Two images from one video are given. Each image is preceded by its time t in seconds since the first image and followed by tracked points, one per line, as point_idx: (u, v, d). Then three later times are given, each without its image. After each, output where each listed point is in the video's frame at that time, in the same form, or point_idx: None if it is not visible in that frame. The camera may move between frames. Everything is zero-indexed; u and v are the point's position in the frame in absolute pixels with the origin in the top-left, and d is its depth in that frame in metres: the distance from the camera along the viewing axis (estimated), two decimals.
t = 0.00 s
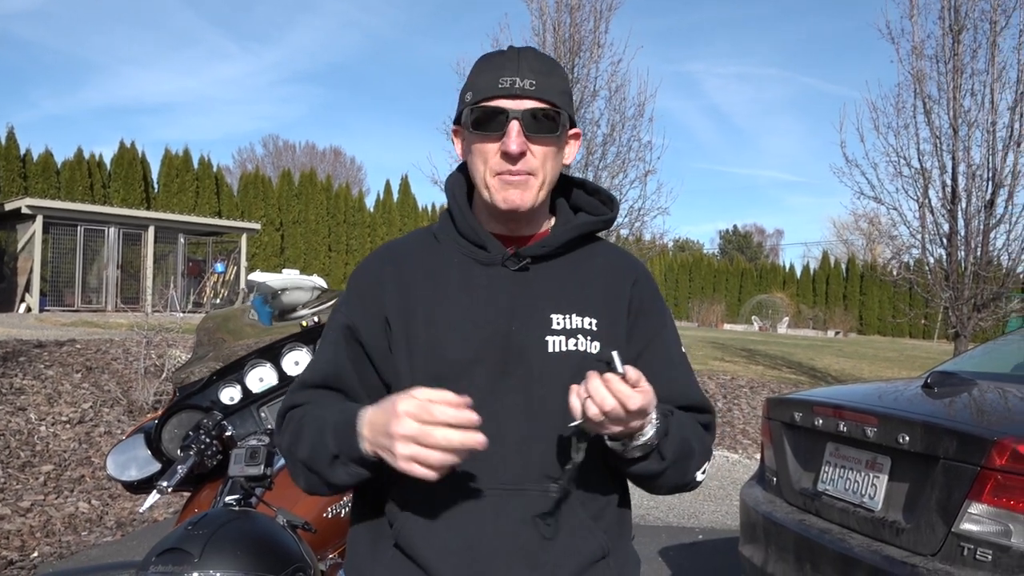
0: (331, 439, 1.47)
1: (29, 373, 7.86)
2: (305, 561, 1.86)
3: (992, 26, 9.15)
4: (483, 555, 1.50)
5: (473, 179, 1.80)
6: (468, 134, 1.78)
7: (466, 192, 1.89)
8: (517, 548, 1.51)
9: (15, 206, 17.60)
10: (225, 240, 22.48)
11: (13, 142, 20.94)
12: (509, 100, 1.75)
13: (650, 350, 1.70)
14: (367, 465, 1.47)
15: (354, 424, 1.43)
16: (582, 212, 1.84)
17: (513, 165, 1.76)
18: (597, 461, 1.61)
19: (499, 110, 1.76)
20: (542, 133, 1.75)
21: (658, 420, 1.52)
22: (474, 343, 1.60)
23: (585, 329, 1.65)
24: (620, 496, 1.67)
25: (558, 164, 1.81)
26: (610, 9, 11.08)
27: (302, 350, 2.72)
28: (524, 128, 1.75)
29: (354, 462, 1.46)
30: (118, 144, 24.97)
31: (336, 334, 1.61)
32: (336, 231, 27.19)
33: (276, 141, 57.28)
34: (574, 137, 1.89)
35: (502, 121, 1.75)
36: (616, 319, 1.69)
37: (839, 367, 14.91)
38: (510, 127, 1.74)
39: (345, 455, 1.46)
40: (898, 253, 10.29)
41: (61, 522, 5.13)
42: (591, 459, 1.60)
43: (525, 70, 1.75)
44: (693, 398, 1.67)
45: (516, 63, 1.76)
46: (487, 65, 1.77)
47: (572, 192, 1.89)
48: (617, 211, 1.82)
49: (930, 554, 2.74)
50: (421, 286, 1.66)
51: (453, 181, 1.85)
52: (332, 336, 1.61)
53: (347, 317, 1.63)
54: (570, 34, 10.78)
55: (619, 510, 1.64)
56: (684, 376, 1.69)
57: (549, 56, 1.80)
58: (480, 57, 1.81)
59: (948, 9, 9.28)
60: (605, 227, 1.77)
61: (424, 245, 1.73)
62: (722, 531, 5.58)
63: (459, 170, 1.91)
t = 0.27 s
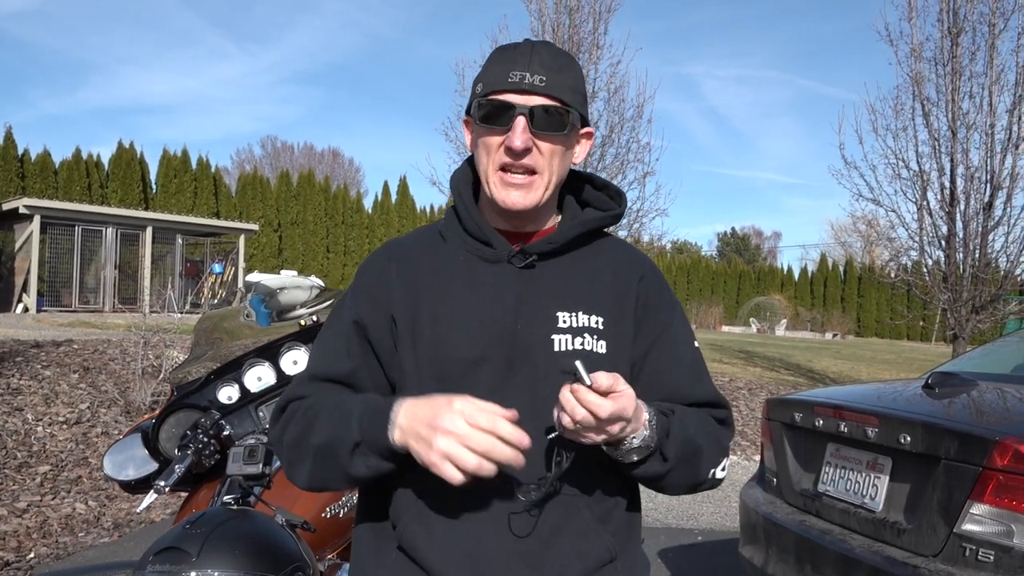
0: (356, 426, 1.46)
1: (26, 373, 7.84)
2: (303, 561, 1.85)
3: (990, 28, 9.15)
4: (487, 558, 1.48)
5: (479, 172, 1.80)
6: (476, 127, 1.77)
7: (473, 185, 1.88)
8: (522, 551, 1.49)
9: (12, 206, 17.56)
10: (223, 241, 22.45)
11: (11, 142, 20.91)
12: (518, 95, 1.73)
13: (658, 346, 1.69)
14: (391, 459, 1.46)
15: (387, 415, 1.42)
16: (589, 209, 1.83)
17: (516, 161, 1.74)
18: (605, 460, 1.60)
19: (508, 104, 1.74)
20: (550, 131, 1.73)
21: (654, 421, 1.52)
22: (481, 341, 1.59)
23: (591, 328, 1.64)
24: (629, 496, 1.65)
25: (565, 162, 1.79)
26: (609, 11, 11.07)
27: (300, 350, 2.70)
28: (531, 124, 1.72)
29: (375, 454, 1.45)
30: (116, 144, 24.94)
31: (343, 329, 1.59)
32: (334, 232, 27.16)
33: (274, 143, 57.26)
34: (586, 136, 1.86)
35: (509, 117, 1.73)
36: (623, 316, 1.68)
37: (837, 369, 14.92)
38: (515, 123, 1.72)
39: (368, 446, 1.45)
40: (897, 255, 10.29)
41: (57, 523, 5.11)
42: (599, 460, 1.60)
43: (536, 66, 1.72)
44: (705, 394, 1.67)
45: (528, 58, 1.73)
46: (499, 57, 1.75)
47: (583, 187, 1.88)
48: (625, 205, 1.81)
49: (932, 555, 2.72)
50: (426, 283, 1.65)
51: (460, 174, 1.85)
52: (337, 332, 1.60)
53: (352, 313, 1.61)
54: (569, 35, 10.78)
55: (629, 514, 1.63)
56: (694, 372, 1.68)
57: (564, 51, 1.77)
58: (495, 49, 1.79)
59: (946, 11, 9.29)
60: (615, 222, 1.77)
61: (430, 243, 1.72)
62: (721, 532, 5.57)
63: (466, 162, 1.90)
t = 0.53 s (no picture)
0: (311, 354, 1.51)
1: (22, 376, 7.81)
2: (303, 564, 1.84)
3: (987, 35, 9.18)
4: (495, 562, 1.48)
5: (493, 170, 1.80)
6: (494, 125, 1.79)
7: (488, 184, 1.88)
8: (530, 555, 1.49)
9: (9, 208, 17.53)
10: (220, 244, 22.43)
11: (8, 144, 20.88)
12: (536, 96, 1.73)
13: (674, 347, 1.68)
14: (352, 382, 1.47)
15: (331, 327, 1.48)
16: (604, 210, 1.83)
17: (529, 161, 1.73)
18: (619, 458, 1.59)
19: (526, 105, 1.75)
20: (566, 133, 1.72)
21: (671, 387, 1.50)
22: (492, 341, 1.58)
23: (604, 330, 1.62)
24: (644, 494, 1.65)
25: (579, 166, 1.78)
26: (607, 16, 11.09)
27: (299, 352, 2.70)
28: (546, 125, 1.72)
29: (330, 376, 1.47)
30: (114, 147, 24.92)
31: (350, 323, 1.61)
32: (331, 235, 27.14)
33: (272, 146, 57.26)
34: (605, 142, 1.86)
35: (526, 117, 1.73)
36: (636, 320, 1.67)
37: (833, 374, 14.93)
38: (531, 123, 1.72)
39: (322, 369, 1.47)
40: (894, 261, 10.31)
41: (53, 526, 5.09)
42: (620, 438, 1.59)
43: (557, 67, 1.73)
44: (726, 389, 1.66)
45: (549, 59, 1.74)
46: (520, 59, 1.77)
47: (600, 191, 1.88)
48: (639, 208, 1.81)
49: (931, 559, 2.72)
50: (435, 280, 1.66)
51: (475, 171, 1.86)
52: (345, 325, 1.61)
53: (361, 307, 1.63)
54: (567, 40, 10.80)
55: (643, 500, 1.63)
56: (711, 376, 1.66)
57: (586, 54, 1.77)
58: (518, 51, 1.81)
59: (944, 18, 9.32)
60: (627, 223, 1.76)
61: (442, 241, 1.74)
62: (719, 537, 5.56)
63: (484, 161, 1.91)
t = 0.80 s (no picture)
0: (349, 365, 1.49)
1: (13, 378, 7.77)
2: (301, 565, 1.83)
3: (980, 40, 9.23)
4: (498, 563, 1.48)
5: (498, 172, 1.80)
6: (499, 127, 1.79)
7: (492, 186, 1.88)
8: (535, 558, 1.49)
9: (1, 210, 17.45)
10: (213, 246, 22.37)
11: None
12: (542, 98, 1.74)
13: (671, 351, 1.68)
14: (393, 396, 1.47)
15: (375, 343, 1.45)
16: (606, 213, 1.83)
17: (535, 161, 1.74)
18: (622, 460, 1.59)
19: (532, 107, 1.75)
20: (571, 134, 1.73)
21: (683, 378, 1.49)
22: (495, 342, 1.60)
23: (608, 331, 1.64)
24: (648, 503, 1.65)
25: (583, 169, 1.78)
26: (602, 19, 11.12)
27: (293, 354, 2.76)
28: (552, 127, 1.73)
29: (374, 390, 1.45)
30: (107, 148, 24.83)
31: (358, 323, 1.63)
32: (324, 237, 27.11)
33: (266, 148, 57.18)
34: (608, 146, 1.87)
35: (532, 118, 1.73)
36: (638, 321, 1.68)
37: (826, 378, 14.97)
38: (537, 123, 1.72)
39: (364, 381, 1.45)
40: (886, 264, 10.35)
41: (45, 528, 5.07)
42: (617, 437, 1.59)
43: (563, 69, 1.73)
44: (722, 392, 1.65)
45: (556, 61, 1.74)
46: (528, 60, 1.77)
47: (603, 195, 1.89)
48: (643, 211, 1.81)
49: (926, 563, 2.73)
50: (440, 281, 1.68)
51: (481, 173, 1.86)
52: (353, 326, 1.63)
53: (368, 308, 1.65)
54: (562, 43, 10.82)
55: (647, 510, 1.64)
56: (711, 380, 1.64)
57: (592, 56, 1.77)
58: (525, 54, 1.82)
59: (936, 23, 9.36)
60: (631, 226, 1.76)
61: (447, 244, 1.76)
62: (713, 540, 5.56)
63: (488, 164, 1.91)
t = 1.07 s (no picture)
0: (387, 428, 1.49)
1: (9, 383, 7.75)
2: (303, 569, 1.85)
3: (974, 47, 9.29)
4: (498, 566, 1.49)
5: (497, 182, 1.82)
6: (495, 136, 1.79)
7: (490, 193, 1.90)
8: (536, 561, 1.50)
9: None
10: (208, 251, 22.35)
11: None
12: (537, 105, 1.74)
13: (665, 356, 1.70)
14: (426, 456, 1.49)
15: (417, 412, 1.45)
16: (605, 218, 1.85)
17: (534, 171, 1.75)
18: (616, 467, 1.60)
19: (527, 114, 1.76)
20: (569, 141, 1.74)
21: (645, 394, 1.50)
22: (495, 350, 1.62)
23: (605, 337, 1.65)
24: (644, 514, 1.66)
25: (582, 173, 1.80)
26: (598, 25, 11.15)
27: (293, 359, 2.75)
28: (549, 134, 1.74)
29: (409, 452, 1.48)
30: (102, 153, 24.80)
31: (363, 335, 1.64)
32: (320, 242, 27.09)
33: (262, 153, 57.15)
34: (603, 147, 1.87)
35: (528, 126, 1.74)
36: (634, 326, 1.70)
37: (821, 383, 15.00)
38: (535, 132, 1.73)
39: (402, 446, 1.48)
40: (882, 270, 10.38)
41: (40, 534, 5.05)
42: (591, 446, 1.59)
43: (556, 76, 1.73)
44: (708, 401, 1.67)
45: (549, 68, 1.74)
46: (519, 68, 1.77)
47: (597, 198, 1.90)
48: (641, 217, 1.82)
49: (923, 567, 2.75)
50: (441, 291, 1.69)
51: (478, 183, 1.88)
52: (358, 337, 1.64)
53: (372, 319, 1.66)
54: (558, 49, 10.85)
55: (643, 518, 1.65)
56: (700, 383, 1.68)
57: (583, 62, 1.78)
58: (515, 59, 1.82)
59: (931, 30, 9.42)
60: (629, 233, 1.78)
61: (447, 251, 1.76)
62: (709, 545, 5.57)
63: (484, 171, 1.92)
